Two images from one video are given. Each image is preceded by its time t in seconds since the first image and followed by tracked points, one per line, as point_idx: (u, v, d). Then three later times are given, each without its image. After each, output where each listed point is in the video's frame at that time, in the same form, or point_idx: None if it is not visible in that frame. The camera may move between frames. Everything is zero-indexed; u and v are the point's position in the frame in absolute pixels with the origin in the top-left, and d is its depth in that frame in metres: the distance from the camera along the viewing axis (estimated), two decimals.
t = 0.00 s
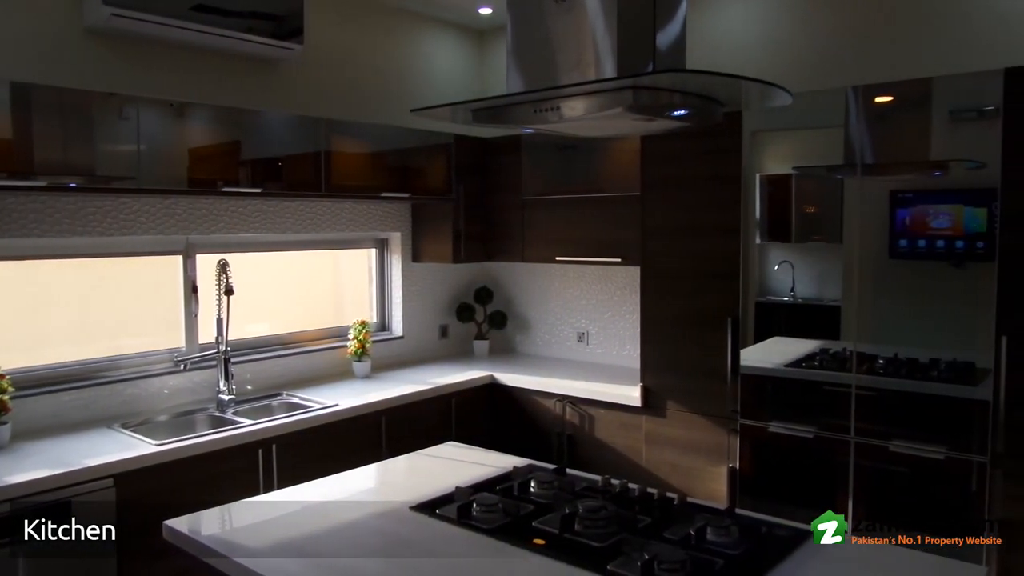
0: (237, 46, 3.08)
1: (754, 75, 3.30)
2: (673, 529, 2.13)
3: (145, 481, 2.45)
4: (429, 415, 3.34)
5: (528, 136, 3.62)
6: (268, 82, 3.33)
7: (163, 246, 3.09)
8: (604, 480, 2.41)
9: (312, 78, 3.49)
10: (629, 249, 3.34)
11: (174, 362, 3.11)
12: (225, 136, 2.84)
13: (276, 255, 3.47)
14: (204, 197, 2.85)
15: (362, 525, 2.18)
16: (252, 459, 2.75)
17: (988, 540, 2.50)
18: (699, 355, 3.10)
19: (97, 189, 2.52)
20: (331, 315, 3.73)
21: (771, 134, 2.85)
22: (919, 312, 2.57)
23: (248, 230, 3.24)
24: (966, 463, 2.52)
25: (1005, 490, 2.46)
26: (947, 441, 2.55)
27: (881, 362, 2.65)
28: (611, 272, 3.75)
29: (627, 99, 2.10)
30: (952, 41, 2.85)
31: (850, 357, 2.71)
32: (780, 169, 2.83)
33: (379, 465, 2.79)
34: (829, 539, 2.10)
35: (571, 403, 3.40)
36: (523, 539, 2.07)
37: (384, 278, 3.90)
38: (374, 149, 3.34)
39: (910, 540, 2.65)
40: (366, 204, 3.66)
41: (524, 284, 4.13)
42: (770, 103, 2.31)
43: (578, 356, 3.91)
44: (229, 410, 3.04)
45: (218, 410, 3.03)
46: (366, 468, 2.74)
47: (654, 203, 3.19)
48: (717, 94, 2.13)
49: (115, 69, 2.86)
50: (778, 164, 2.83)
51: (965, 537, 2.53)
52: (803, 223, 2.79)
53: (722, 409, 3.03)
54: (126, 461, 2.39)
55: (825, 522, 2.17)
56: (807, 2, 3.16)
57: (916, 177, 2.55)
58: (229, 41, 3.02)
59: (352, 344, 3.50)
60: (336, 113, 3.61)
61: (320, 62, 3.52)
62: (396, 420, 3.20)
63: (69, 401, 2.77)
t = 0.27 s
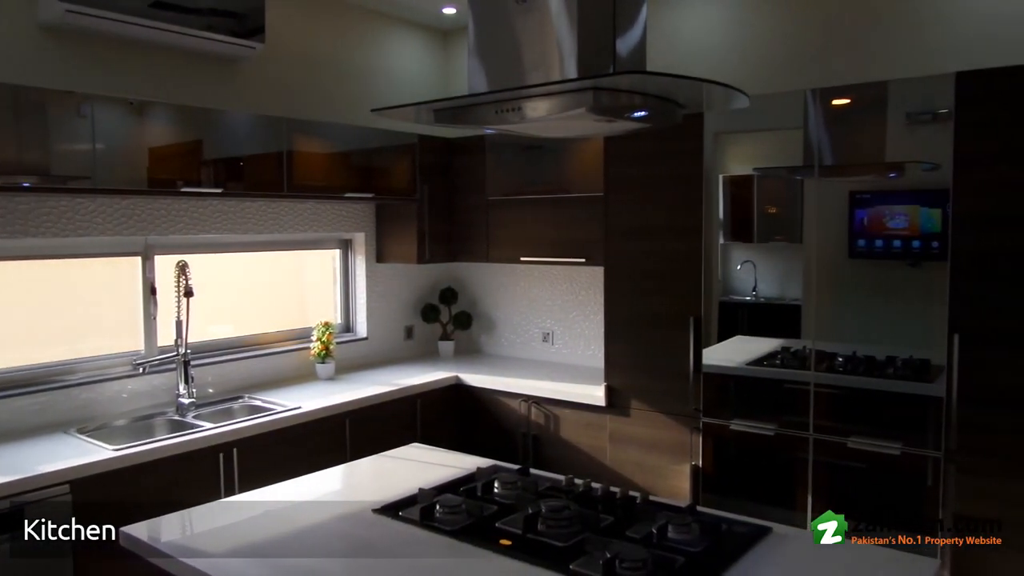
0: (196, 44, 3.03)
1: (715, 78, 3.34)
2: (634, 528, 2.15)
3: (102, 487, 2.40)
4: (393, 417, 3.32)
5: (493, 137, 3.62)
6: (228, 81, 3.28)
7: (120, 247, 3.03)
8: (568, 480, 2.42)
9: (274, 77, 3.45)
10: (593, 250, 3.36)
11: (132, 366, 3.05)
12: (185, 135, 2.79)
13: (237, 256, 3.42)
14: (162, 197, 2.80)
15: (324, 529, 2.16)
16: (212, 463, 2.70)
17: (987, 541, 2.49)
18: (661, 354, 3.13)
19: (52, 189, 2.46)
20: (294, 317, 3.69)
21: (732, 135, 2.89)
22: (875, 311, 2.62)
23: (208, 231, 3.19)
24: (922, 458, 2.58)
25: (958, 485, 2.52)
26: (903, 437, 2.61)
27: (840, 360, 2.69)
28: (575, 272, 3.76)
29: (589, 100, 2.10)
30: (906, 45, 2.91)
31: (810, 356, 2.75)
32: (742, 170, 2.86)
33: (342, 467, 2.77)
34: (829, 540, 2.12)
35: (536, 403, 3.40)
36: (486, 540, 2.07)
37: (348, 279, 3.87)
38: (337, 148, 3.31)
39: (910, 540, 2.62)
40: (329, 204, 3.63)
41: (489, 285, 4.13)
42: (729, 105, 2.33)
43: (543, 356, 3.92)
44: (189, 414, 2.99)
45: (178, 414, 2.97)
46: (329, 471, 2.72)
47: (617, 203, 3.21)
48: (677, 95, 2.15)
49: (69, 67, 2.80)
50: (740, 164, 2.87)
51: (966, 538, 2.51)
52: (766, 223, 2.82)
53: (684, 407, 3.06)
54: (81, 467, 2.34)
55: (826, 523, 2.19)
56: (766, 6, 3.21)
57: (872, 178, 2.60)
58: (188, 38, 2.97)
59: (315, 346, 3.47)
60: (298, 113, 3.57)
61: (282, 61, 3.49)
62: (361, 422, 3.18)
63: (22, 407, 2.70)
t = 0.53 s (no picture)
0: (154, 41, 2.97)
1: (676, 79, 3.36)
2: (597, 527, 2.16)
3: (56, 494, 2.34)
4: (357, 419, 3.29)
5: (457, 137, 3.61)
6: (187, 78, 3.22)
7: (74, 249, 2.96)
8: (531, 480, 2.42)
9: (234, 75, 3.41)
10: (557, 250, 3.37)
11: (88, 369, 2.98)
12: (143, 134, 2.73)
13: (196, 257, 3.37)
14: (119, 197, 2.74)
15: (285, 533, 2.13)
16: (171, 468, 2.65)
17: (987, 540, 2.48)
18: (624, 353, 3.14)
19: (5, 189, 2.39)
20: (255, 318, 3.64)
21: (693, 136, 2.92)
22: (832, 309, 2.67)
23: (166, 232, 3.13)
24: (878, 453, 2.63)
25: (913, 479, 2.57)
26: (859, 433, 2.66)
27: (799, 358, 2.74)
28: (539, 272, 3.77)
29: (550, 100, 2.10)
30: (861, 49, 2.97)
31: (770, 354, 2.79)
32: (705, 171, 2.89)
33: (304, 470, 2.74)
34: (826, 538, 2.19)
35: (500, 403, 3.40)
36: (448, 542, 2.06)
37: (311, 280, 3.83)
38: (299, 148, 3.28)
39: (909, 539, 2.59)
40: (290, 204, 3.59)
41: (454, 285, 4.11)
42: (689, 106, 2.35)
43: (508, 356, 3.92)
44: (147, 418, 2.93)
45: (136, 418, 2.92)
46: (291, 474, 2.69)
47: (580, 204, 3.22)
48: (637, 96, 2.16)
49: (21, 63, 2.72)
50: (703, 165, 2.90)
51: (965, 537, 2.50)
52: (728, 224, 2.85)
53: (647, 406, 3.08)
54: (34, 474, 2.28)
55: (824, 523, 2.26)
56: (725, 9, 3.24)
57: (831, 179, 2.64)
58: (145, 35, 2.92)
59: (277, 348, 3.43)
60: (259, 112, 3.53)
61: (242, 59, 3.44)
62: (324, 425, 3.15)
63: None
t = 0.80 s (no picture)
0: (111, 38, 2.91)
1: (639, 81, 3.38)
2: (561, 527, 2.16)
3: (9, 502, 2.28)
4: (321, 421, 3.26)
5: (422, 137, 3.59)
6: (146, 76, 3.16)
7: (28, 250, 2.88)
8: (495, 482, 2.41)
9: (195, 73, 3.35)
10: (523, 250, 3.37)
11: (43, 374, 2.91)
12: (101, 132, 2.67)
13: (156, 258, 3.30)
14: (75, 197, 2.67)
15: (245, 539, 2.09)
16: (130, 474, 2.60)
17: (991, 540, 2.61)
18: (590, 353, 3.15)
19: None
20: (217, 320, 3.58)
21: (657, 137, 2.94)
22: (793, 309, 2.71)
23: (123, 232, 3.07)
24: (838, 450, 2.67)
25: (872, 475, 2.62)
26: (820, 430, 2.70)
27: (762, 356, 2.77)
28: (505, 273, 3.77)
29: (514, 100, 2.10)
30: (820, 52, 3.01)
31: (733, 353, 2.82)
32: (670, 172, 2.91)
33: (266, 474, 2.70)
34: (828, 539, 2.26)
35: (466, 404, 3.40)
36: (412, 545, 2.04)
37: (274, 281, 3.79)
38: (262, 148, 3.23)
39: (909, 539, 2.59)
40: (252, 205, 3.54)
41: (419, 286, 4.09)
42: (651, 107, 2.36)
43: (474, 357, 3.92)
44: (104, 423, 2.88)
45: (93, 423, 2.86)
46: (253, 478, 2.65)
47: (546, 204, 3.23)
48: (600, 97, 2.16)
49: None
50: (668, 166, 2.91)
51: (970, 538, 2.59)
52: (692, 224, 2.87)
53: (612, 406, 3.10)
54: None
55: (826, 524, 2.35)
56: (687, 12, 3.27)
57: (791, 180, 2.68)
58: (102, 32, 2.85)
59: (240, 350, 3.38)
60: (220, 111, 3.47)
61: (203, 56, 3.38)
62: (288, 428, 3.12)
63: None
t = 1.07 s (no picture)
0: (66, 34, 2.84)
1: (604, 81, 3.39)
2: (526, 528, 2.15)
3: None
4: (285, 424, 3.22)
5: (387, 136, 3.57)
6: (103, 74, 3.09)
7: None
8: (460, 483, 2.40)
9: (153, 71, 3.28)
10: (489, 251, 3.36)
11: None
12: (56, 130, 2.61)
13: (114, 260, 3.24)
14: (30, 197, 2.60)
15: (205, 546, 2.06)
16: (87, 480, 2.54)
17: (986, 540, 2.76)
18: (556, 353, 3.16)
19: None
20: (177, 323, 3.52)
21: (622, 138, 2.95)
22: (755, 308, 2.74)
23: (80, 233, 3.00)
24: (800, 447, 2.70)
25: (833, 472, 2.66)
26: (782, 428, 2.73)
27: (726, 355, 2.79)
28: (471, 273, 3.76)
29: (477, 100, 2.09)
30: (781, 55, 3.05)
31: (698, 352, 2.84)
32: (636, 172, 2.92)
33: (228, 479, 2.66)
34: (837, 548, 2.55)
35: (432, 406, 3.38)
36: (375, 548, 2.02)
37: (237, 282, 3.73)
38: (223, 147, 3.19)
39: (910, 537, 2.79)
40: (214, 205, 3.49)
41: (384, 287, 4.06)
42: (614, 108, 2.36)
43: (440, 358, 3.90)
44: (61, 429, 2.81)
45: (48, 429, 2.79)
46: (214, 483, 2.61)
47: (511, 205, 3.23)
48: (563, 98, 2.16)
49: None
50: (634, 166, 2.93)
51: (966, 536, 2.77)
52: (658, 224, 2.87)
53: (578, 406, 3.10)
54: None
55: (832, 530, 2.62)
56: (650, 13, 3.29)
57: (754, 181, 2.70)
58: (57, 28, 2.78)
59: (202, 353, 3.33)
60: (180, 110, 3.41)
61: (162, 54, 3.32)
62: (250, 431, 3.07)
63: None
